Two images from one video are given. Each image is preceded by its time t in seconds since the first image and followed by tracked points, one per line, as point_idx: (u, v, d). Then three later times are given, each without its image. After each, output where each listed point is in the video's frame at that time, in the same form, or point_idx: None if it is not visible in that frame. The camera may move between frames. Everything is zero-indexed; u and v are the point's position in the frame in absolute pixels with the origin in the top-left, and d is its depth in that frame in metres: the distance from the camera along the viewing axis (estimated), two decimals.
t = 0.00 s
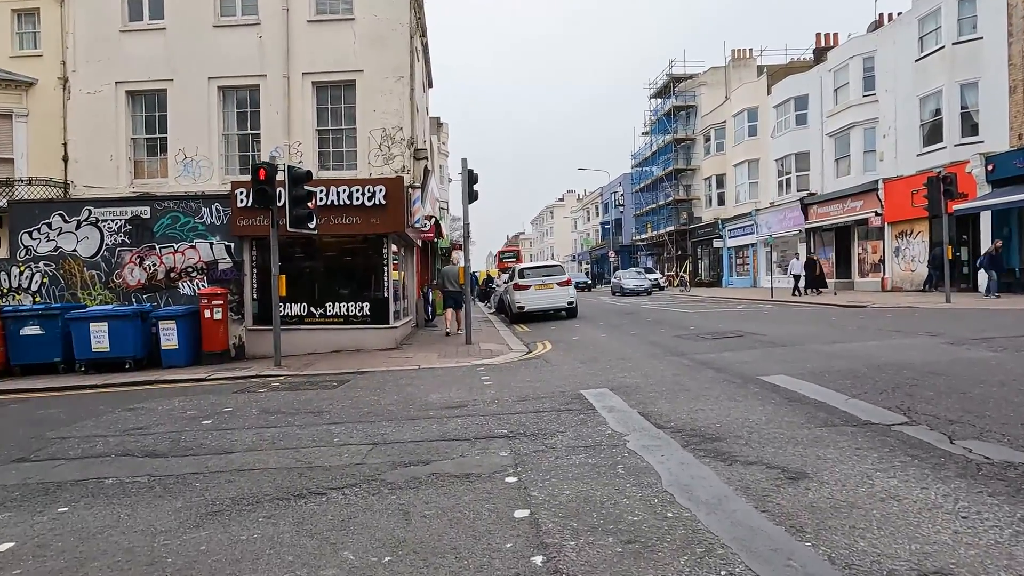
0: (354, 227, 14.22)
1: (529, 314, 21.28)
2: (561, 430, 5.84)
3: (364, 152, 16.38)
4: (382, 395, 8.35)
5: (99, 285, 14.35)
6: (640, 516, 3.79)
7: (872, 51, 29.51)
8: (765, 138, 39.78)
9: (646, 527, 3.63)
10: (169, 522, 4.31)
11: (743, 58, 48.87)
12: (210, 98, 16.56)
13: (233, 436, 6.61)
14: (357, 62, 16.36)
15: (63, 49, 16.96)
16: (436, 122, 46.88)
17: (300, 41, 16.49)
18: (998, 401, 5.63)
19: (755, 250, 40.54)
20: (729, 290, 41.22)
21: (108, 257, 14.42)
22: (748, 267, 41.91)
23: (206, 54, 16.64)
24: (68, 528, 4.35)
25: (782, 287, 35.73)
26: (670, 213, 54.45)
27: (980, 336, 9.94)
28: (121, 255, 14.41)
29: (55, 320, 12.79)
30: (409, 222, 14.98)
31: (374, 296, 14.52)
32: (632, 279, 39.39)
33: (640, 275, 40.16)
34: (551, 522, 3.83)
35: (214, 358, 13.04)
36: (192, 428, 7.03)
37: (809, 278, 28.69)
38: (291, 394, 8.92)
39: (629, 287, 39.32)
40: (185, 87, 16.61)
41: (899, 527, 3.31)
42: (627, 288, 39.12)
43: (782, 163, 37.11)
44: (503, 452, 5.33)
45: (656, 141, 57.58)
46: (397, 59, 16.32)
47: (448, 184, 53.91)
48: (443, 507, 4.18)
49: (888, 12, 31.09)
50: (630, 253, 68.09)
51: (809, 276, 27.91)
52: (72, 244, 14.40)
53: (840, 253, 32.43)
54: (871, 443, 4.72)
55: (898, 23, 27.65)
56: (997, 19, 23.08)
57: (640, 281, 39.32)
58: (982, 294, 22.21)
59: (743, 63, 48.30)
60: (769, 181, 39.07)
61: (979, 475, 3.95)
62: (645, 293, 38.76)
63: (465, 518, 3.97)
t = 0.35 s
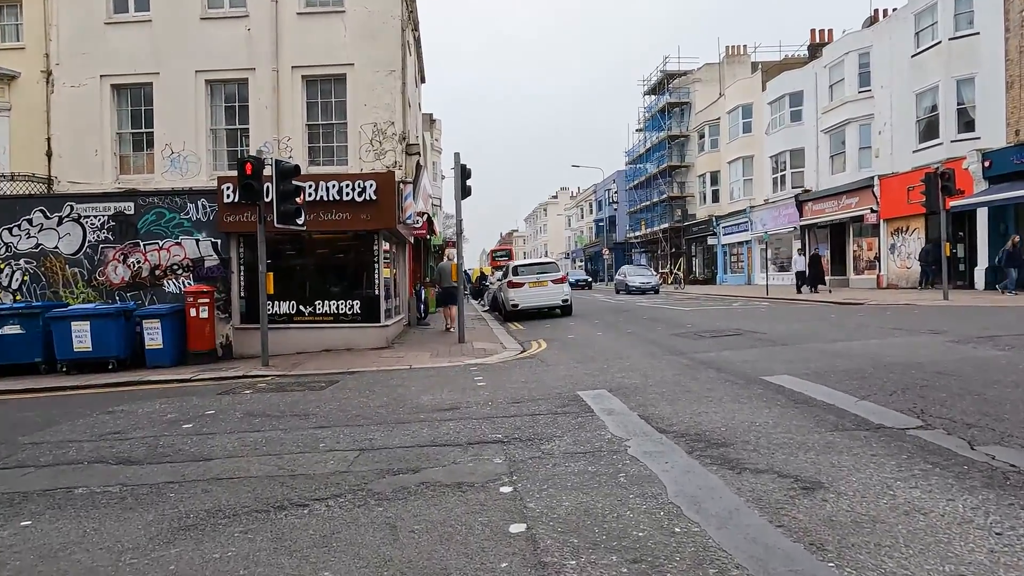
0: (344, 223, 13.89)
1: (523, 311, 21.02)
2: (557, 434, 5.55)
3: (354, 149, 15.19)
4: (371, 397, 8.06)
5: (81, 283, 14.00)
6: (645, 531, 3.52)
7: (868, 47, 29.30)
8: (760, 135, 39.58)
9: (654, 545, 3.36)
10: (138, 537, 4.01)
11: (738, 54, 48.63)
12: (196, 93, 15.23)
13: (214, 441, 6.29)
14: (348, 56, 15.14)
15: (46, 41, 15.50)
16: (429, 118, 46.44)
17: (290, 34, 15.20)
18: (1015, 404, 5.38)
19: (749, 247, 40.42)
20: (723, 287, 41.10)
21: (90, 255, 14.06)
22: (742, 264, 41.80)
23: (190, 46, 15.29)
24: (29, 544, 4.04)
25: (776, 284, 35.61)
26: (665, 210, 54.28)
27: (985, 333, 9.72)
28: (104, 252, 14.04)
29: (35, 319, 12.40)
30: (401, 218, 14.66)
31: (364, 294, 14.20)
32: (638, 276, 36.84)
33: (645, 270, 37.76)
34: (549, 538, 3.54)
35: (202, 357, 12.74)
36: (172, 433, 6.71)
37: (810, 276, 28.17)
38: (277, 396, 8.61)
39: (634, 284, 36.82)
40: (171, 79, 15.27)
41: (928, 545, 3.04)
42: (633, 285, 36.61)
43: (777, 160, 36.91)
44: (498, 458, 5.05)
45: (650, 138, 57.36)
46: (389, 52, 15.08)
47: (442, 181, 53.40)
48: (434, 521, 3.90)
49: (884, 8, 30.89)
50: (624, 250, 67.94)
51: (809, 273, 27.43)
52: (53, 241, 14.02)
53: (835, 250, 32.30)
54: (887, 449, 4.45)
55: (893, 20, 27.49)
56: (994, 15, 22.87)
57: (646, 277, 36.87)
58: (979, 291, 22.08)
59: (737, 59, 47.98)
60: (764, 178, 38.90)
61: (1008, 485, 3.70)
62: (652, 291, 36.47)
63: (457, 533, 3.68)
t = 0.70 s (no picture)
0: (335, 220, 13.60)
1: (517, 310, 20.78)
2: (555, 440, 5.32)
3: (345, 144, 14.89)
4: (361, 398, 7.80)
5: (64, 281, 13.67)
6: (652, 547, 3.29)
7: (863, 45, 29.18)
8: (754, 133, 39.45)
9: (661, 563, 3.13)
10: (109, 553, 3.75)
11: (732, 52, 48.47)
12: (184, 87, 14.84)
13: (195, 446, 6.02)
14: (339, 50, 14.82)
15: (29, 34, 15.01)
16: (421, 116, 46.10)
17: (280, 27, 14.86)
18: None
19: (743, 246, 40.31)
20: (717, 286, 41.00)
21: (74, 252, 13.73)
22: (736, 263, 41.69)
23: (178, 40, 14.91)
24: None
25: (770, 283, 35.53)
26: (659, 208, 54.15)
27: (989, 334, 9.52)
28: (88, 250, 13.72)
29: (17, 318, 12.07)
30: (393, 215, 14.37)
31: (356, 293, 13.92)
32: (646, 274, 33.32)
33: (652, 267, 34.39)
34: (549, 555, 3.31)
35: (189, 359, 12.41)
36: (153, 437, 6.44)
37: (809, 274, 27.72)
38: (264, 398, 8.35)
39: (642, 284, 33.35)
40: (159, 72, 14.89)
41: (958, 566, 2.83)
42: (641, 285, 33.11)
43: (772, 158, 36.79)
44: (493, 465, 4.81)
45: (644, 136, 57.20)
46: (380, 47, 14.79)
47: (435, 179, 52.99)
48: (426, 535, 3.66)
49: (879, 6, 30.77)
50: (618, 249, 67.78)
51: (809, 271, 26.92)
52: (35, 238, 13.68)
53: (830, 248, 32.22)
54: (902, 457, 4.24)
55: (888, 17, 27.37)
56: (990, 12, 22.76)
57: (654, 275, 33.48)
58: (975, 290, 21.97)
59: (731, 57, 47.86)
60: (758, 177, 38.78)
61: None
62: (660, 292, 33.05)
63: (451, 549, 3.45)
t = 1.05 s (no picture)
0: (328, 218, 13.45)
1: (511, 309, 20.68)
2: (553, 441, 5.22)
3: (338, 142, 14.73)
4: (355, 399, 7.68)
5: (51, 280, 13.47)
6: (656, 554, 3.19)
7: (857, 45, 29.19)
8: (748, 132, 39.47)
9: (667, 571, 3.03)
10: (92, 561, 3.61)
11: (726, 51, 48.44)
12: (175, 84, 14.63)
13: (184, 448, 5.88)
14: (332, 47, 14.65)
15: (17, 27, 14.77)
16: (414, 114, 45.88)
17: (272, 24, 14.69)
18: None
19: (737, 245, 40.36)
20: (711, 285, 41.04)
21: (62, 250, 13.53)
22: (730, 262, 41.73)
23: (169, 36, 14.71)
24: None
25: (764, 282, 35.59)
26: (652, 207, 54.15)
27: (986, 333, 9.49)
28: (76, 247, 13.51)
29: (3, 317, 11.86)
30: (386, 213, 14.23)
31: (349, 292, 13.78)
32: (656, 274, 30.44)
33: (662, 266, 31.65)
34: (549, 562, 3.20)
35: (179, 358, 12.26)
36: (140, 439, 6.28)
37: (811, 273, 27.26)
38: (255, 398, 8.21)
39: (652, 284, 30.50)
40: (149, 67, 14.68)
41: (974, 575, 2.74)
42: (650, 285, 30.18)
43: (765, 157, 36.80)
44: (490, 468, 4.71)
45: (638, 135, 57.15)
46: (373, 43, 14.62)
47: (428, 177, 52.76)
48: (422, 541, 3.55)
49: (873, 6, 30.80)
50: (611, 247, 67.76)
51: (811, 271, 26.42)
52: (22, 236, 13.47)
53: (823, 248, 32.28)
54: (908, 459, 4.16)
55: (882, 17, 27.39)
56: (984, 13, 22.78)
57: (665, 275, 30.78)
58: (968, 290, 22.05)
59: (725, 57, 47.85)
60: (752, 176, 38.81)
61: None
62: (671, 294, 30.22)
63: (449, 556, 3.33)
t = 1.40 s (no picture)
0: (324, 217, 13.39)
1: (508, 309, 20.63)
2: (550, 444, 5.17)
3: (334, 142, 14.66)
4: (351, 400, 7.62)
5: (46, 280, 13.39)
6: (654, 559, 3.15)
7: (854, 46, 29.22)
8: (745, 133, 39.50)
9: None
10: (81, 566, 3.55)
11: (722, 52, 48.46)
12: (170, 83, 14.55)
13: (177, 450, 5.81)
14: (328, 46, 14.59)
15: (12, 27, 14.69)
16: (412, 114, 45.75)
17: (269, 23, 14.62)
18: None
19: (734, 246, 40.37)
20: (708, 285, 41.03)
21: (56, 250, 13.44)
22: (727, 263, 41.73)
23: (165, 35, 14.63)
24: None
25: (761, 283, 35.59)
26: (650, 208, 54.13)
27: (983, 334, 9.46)
28: (71, 247, 13.43)
29: None
30: (383, 213, 14.17)
31: (345, 292, 13.72)
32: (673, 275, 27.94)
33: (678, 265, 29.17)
34: (547, 567, 3.16)
35: (173, 358, 12.18)
36: (133, 441, 6.23)
37: (814, 272, 26.80)
38: (250, 399, 8.15)
39: (667, 286, 28.00)
40: (145, 67, 14.60)
41: None
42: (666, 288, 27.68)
43: (762, 158, 36.81)
44: (487, 470, 4.66)
45: (635, 136, 57.14)
46: (370, 43, 14.57)
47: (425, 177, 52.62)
48: (417, 545, 3.50)
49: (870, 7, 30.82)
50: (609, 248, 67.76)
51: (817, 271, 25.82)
52: (16, 236, 13.39)
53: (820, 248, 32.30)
54: (908, 462, 4.12)
55: (879, 19, 27.42)
56: (980, 14, 22.81)
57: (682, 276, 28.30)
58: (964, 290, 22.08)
59: (722, 57, 47.89)
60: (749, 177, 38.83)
61: None
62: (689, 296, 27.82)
63: (444, 561, 3.28)
